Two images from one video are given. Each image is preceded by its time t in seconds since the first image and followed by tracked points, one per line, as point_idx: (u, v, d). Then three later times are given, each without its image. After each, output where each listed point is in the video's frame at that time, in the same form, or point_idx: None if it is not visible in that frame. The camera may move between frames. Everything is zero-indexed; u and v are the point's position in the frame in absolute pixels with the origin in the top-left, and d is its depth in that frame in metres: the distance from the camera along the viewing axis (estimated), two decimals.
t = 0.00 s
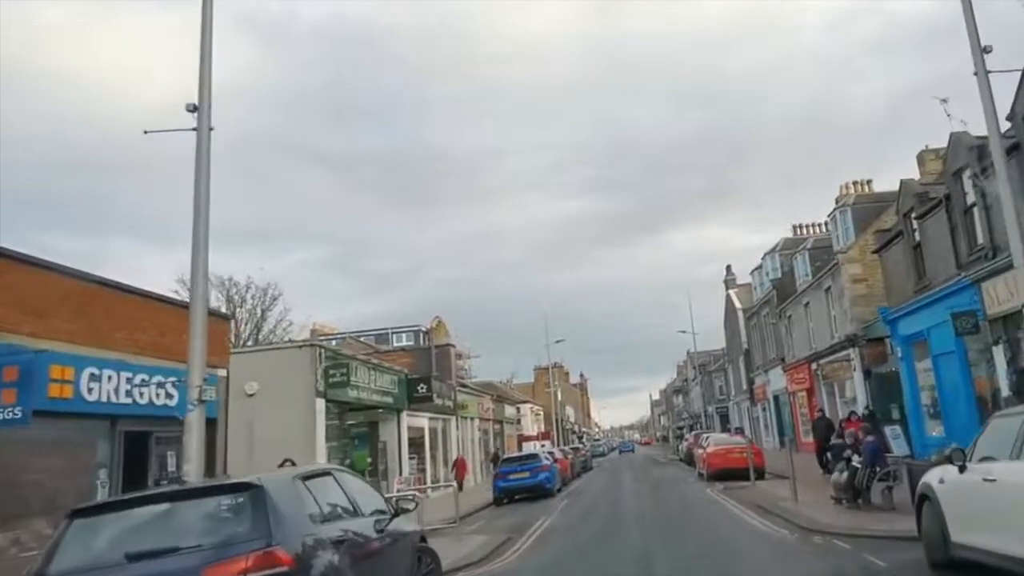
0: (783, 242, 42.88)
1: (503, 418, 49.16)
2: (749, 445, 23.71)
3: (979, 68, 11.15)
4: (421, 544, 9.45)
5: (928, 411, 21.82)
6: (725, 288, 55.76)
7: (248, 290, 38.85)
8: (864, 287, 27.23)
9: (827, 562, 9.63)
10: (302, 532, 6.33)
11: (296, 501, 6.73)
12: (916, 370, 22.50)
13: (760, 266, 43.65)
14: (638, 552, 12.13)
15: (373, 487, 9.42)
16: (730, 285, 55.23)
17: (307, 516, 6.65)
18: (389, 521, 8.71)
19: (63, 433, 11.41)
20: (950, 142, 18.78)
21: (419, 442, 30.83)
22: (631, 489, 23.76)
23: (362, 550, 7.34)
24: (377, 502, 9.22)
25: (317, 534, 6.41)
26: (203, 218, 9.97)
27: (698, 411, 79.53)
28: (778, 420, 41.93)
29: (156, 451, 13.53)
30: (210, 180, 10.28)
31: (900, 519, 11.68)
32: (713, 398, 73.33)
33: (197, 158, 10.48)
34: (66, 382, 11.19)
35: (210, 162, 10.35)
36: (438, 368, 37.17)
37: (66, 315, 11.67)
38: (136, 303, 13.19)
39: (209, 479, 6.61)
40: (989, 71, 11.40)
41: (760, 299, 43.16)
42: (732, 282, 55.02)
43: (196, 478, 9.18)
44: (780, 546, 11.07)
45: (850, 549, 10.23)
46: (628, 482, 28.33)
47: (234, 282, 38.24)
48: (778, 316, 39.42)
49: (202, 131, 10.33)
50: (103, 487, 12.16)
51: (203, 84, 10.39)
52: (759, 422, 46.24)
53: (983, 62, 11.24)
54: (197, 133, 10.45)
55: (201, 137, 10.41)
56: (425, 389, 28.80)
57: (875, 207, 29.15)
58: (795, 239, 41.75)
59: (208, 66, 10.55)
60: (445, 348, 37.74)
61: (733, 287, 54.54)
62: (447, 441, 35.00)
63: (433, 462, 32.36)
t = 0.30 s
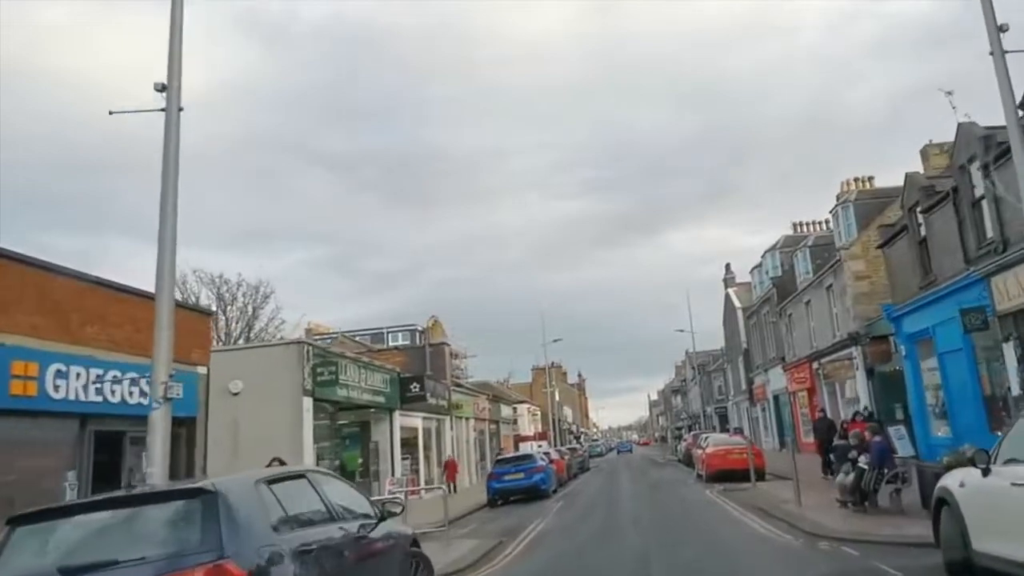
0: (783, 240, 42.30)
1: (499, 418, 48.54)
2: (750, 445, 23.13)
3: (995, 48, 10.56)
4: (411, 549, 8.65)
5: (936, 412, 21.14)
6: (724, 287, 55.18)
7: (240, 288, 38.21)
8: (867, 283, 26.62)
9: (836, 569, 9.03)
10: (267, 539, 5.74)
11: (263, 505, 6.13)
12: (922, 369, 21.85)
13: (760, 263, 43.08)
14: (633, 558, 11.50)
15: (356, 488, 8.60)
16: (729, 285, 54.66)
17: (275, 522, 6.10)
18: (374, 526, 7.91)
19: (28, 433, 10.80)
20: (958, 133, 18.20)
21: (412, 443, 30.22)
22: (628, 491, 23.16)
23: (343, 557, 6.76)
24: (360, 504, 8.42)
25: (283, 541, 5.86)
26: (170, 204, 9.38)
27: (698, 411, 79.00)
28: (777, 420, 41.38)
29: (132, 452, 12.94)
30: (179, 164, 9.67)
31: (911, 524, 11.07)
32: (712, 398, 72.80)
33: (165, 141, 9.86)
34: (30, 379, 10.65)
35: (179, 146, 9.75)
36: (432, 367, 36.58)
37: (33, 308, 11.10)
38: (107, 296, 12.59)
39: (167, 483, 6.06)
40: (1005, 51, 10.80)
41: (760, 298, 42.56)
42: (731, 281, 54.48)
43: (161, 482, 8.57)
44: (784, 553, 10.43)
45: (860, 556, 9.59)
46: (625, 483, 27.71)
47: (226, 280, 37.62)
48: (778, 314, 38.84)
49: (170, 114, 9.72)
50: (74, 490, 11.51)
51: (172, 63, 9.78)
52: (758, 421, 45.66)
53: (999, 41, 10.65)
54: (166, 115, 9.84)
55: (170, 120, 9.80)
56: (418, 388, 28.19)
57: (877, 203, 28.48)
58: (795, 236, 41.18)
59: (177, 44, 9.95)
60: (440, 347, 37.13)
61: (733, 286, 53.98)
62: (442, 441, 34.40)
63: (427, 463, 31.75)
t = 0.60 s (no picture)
0: (783, 238, 41.70)
1: (495, 418, 47.94)
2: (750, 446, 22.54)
3: (1013, 24, 9.95)
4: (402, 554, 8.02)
5: (941, 413, 20.51)
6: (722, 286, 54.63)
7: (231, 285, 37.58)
8: (870, 280, 26.02)
9: None
10: (220, 550, 5.13)
11: (221, 509, 5.53)
12: (927, 369, 21.23)
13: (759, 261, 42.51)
14: (629, 564, 10.88)
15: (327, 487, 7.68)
16: (727, 284, 54.12)
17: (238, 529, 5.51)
18: (355, 532, 7.10)
19: None
20: (966, 123, 17.63)
21: (405, 443, 29.61)
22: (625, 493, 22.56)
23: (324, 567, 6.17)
24: (333, 504, 7.52)
25: (239, 553, 5.26)
26: (134, 188, 8.79)
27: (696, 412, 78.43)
28: (777, 421, 40.77)
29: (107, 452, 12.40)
30: (144, 146, 9.08)
31: (923, 530, 10.46)
32: (711, 399, 72.19)
33: (130, 122, 9.26)
34: None
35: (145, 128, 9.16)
36: (427, 367, 35.97)
37: None
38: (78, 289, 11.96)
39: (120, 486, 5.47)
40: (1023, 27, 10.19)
41: (760, 296, 41.98)
42: (730, 280, 53.92)
43: (119, 484, 7.99)
44: (789, 561, 9.80)
45: (871, 565, 8.96)
46: (622, 485, 27.08)
47: (216, 277, 36.99)
48: (778, 313, 38.25)
49: (135, 93, 9.12)
50: (38, 493, 10.92)
51: (137, 38, 9.19)
52: (758, 422, 45.07)
53: (1017, 17, 10.04)
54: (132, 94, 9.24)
55: (136, 100, 9.21)
56: (410, 387, 27.57)
57: (879, 199, 27.89)
58: (795, 234, 40.60)
59: (144, 20, 9.35)
60: (435, 346, 36.53)
61: (732, 285, 53.41)
62: (436, 441, 33.79)
63: (420, 463, 31.12)
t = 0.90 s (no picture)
0: (783, 235, 41.09)
1: (491, 418, 47.33)
2: (750, 446, 21.94)
3: None
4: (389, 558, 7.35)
5: (948, 413, 19.85)
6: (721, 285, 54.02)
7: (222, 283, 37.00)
8: (873, 277, 25.41)
9: None
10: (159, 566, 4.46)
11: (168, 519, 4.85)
12: (932, 368, 20.59)
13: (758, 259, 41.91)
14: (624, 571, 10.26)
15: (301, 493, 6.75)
16: (726, 282, 53.51)
17: (187, 538, 4.82)
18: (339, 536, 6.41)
19: None
20: (974, 112, 17.05)
21: (397, 443, 28.99)
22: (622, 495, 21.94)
23: None
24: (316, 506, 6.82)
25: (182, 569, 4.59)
26: (90, 171, 8.20)
27: (695, 411, 77.84)
28: (777, 421, 40.15)
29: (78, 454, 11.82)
30: (103, 125, 8.48)
31: (937, 536, 9.86)
32: (709, 398, 71.57)
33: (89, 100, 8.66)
34: None
35: (104, 108, 8.60)
36: (420, 366, 35.36)
37: None
38: (44, 281, 11.34)
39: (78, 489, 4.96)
40: None
41: (759, 295, 41.37)
42: (729, 279, 53.32)
43: (69, 489, 7.34)
44: (796, 569, 9.20)
45: (882, 574, 8.34)
46: (619, 487, 26.45)
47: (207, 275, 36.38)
48: (778, 311, 37.64)
49: (94, 69, 8.53)
50: None
51: (96, 11, 8.60)
52: (757, 422, 44.43)
53: None
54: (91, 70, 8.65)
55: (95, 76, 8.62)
56: (402, 387, 26.95)
57: (882, 194, 27.30)
58: (795, 231, 40.00)
59: None
60: (429, 344, 35.91)
61: (731, 283, 52.82)
62: (430, 441, 33.17)
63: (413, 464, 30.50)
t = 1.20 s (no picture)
0: (783, 233, 40.44)
1: (487, 418, 46.67)
2: (750, 447, 21.31)
3: None
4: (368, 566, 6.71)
5: (956, 411, 19.20)
6: (720, 284, 53.35)
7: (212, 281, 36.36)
8: (875, 274, 24.77)
9: None
10: None
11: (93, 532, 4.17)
12: (938, 365, 19.95)
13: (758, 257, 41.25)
14: None
15: (262, 499, 5.93)
16: (725, 281, 52.84)
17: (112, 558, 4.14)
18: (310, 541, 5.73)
19: None
20: (984, 100, 16.41)
21: (389, 444, 28.33)
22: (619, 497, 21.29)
23: None
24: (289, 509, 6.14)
25: None
26: (39, 148, 7.58)
27: (693, 412, 77.14)
28: (777, 421, 39.48)
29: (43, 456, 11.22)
30: (54, 99, 7.86)
31: (952, 542, 9.24)
32: (708, 399, 70.89)
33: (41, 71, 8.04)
34: None
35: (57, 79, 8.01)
36: (413, 365, 34.70)
37: None
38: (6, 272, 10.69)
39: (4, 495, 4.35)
40: None
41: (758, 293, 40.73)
42: (728, 278, 52.65)
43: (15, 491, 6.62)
44: None
45: None
46: (615, 489, 25.78)
47: (196, 272, 35.72)
48: (777, 310, 36.99)
49: (45, 37, 7.91)
50: None
51: None
52: (756, 423, 43.74)
53: None
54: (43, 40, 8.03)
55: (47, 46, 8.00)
56: (393, 386, 26.30)
57: (885, 189, 26.66)
58: (795, 229, 39.35)
59: None
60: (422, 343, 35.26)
61: (730, 282, 52.14)
62: (423, 442, 32.53)
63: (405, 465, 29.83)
